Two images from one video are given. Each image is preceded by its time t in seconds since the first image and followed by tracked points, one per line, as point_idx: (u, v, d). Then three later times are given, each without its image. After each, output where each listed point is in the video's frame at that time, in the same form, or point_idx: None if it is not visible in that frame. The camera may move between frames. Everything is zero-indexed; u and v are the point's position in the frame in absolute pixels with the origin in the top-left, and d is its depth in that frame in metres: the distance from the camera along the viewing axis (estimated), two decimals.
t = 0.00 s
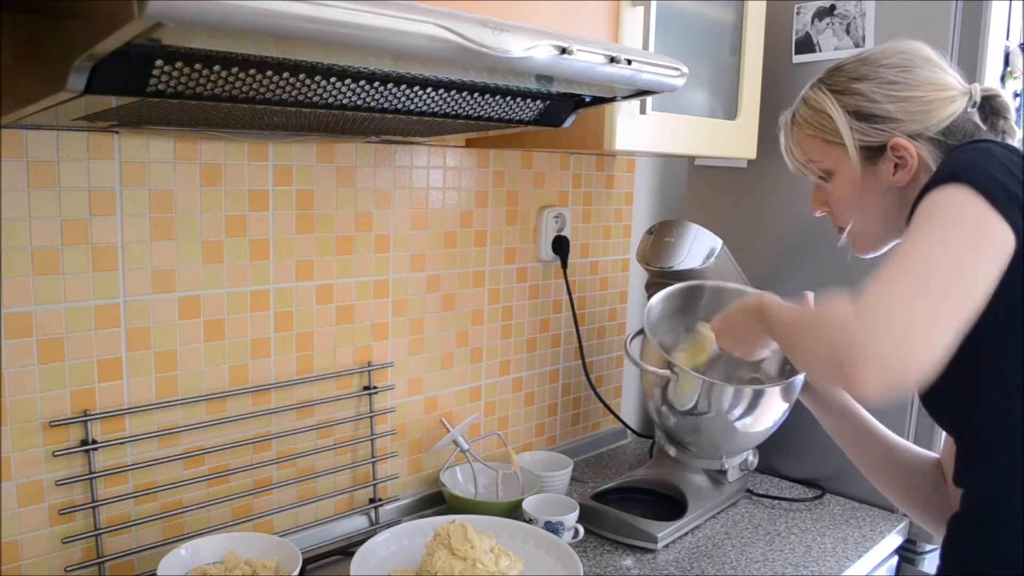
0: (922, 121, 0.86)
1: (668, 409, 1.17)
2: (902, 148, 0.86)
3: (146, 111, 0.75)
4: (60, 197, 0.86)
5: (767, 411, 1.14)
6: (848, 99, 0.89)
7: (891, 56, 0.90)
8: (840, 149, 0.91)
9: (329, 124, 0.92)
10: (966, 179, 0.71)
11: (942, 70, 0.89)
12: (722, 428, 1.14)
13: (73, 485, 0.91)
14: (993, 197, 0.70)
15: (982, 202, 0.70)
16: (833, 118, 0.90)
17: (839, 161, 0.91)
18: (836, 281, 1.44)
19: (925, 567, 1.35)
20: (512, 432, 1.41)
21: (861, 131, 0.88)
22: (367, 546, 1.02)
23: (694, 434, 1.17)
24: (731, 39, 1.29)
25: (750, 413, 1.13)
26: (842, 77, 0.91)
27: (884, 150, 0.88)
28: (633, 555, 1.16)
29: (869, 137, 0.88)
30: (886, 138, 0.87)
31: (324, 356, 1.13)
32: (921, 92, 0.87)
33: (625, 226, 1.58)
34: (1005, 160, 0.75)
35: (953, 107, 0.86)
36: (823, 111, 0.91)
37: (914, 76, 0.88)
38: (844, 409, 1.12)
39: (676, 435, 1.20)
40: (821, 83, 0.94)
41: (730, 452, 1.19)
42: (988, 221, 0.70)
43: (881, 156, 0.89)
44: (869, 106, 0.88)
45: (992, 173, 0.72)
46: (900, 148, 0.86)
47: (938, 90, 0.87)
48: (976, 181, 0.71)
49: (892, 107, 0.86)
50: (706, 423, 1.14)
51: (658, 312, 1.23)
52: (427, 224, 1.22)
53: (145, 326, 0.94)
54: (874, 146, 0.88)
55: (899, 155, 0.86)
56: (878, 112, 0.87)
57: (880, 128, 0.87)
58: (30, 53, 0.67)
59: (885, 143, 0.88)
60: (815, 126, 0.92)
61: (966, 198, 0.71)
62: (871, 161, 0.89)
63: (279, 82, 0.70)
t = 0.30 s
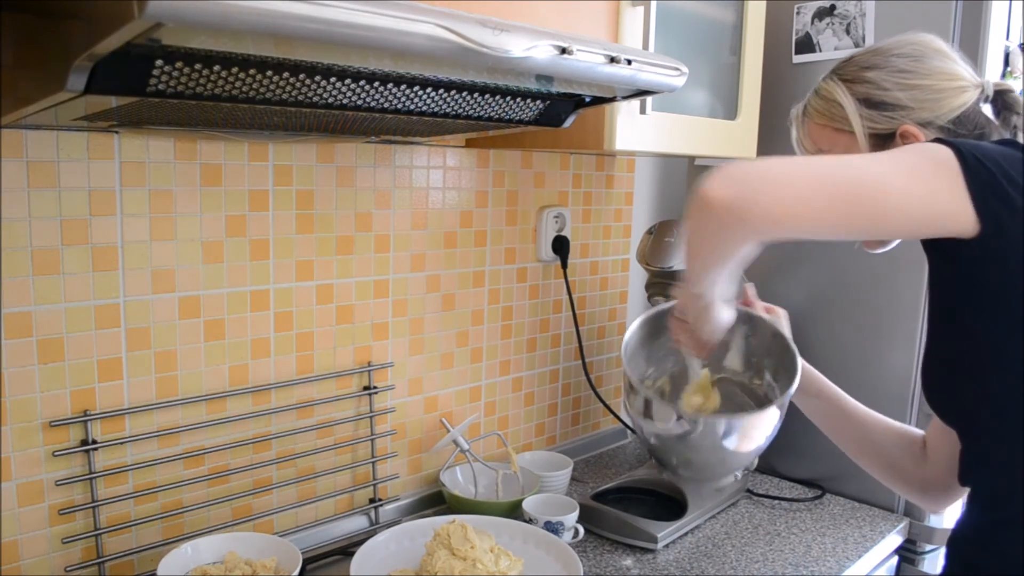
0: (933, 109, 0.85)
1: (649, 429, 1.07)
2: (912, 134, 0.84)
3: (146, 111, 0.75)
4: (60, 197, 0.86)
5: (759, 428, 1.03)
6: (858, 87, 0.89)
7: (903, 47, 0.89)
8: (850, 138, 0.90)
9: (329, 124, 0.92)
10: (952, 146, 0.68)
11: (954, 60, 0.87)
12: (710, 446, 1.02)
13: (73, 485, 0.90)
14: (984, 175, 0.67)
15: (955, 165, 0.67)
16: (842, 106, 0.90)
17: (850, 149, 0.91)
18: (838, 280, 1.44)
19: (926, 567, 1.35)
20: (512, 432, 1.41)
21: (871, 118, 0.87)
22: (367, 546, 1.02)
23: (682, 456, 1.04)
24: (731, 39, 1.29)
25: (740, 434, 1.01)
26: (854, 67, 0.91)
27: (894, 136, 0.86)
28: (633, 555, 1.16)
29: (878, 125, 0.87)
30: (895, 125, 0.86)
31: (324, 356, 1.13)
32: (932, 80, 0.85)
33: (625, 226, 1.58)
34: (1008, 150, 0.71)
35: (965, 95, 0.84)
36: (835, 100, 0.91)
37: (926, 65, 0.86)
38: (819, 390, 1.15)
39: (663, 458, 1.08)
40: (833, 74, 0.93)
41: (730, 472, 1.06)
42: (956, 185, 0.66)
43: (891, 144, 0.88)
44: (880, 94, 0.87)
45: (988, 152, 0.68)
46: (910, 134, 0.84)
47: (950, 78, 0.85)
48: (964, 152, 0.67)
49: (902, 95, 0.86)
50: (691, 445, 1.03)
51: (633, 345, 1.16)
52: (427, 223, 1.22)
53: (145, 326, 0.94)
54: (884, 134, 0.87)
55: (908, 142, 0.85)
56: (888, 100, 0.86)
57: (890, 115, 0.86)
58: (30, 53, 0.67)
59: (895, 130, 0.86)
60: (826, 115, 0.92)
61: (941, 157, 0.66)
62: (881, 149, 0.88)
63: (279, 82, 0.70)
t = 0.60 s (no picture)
0: (943, 103, 0.83)
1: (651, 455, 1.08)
2: (920, 129, 0.82)
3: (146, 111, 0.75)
4: (60, 197, 0.86)
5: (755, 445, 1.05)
6: (868, 80, 0.87)
7: (914, 42, 0.88)
8: (859, 132, 0.88)
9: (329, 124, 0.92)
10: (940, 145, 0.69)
11: (965, 57, 0.86)
12: (713, 466, 1.04)
13: (73, 485, 0.90)
14: (971, 172, 0.67)
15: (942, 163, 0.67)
16: (852, 99, 0.87)
17: (858, 144, 0.89)
18: (839, 280, 1.44)
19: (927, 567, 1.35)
20: (512, 432, 1.41)
21: (880, 112, 0.85)
22: (367, 546, 1.02)
23: (687, 477, 1.06)
24: (731, 38, 1.29)
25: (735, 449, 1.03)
26: (864, 61, 0.88)
27: (904, 131, 0.84)
28: (633, 555, 1.16)
29: (888, 119, 0.85)
30: (906, 119, 0.84)
31: (324, 356, 1.13)
32: (942, 75, 0.84)
33: (625, 226, 1.58)
34: (1007, 151, 0.70)
35: (975, 91, 0.83)
36: (843, 94, 0.89)
37: (937, 60, 0.85)
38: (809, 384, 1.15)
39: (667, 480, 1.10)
40: (842, 69, 0.91)
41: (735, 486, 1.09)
42: (938, 179, 0.67)
43: (899, 139, 0.86)
44: (890, 87, 0.85)
45: (982, 151, 0.68)
46: (918, 128, 0.83)
47: (960, 74, 0.84)
48: (950, 149, 0.68)
49: (912, 89, 0.84)
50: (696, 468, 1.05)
51: (625, 366, 1.21)
52: (427, 224, 1.22)
53: (145, 326, 0.94)
54: (893, 128, 0.85)
55: (918, 136, 0.83)
56: (898, 93, 0.84)
57: (900, 108, 0.84)
58: (30, 53, 0.67)
59: (904, 125, 0.84)
60: (834, 109, 0.90)
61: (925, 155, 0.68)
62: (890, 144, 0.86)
63: (279, 82, 0.70)
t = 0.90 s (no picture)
0: (944, 104, 0.83)
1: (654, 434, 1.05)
2: (922, 129, 0.82)
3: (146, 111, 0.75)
4: (61, 197, 0.86)
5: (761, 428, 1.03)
6: (869, 81, 0.86)
7: (914, 42, 0.87)
8: (860, 132, 0.88)
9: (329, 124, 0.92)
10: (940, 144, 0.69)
11: (964, 57, 0.86)
12: (716, 446, 1.01)
13: (73, 485, 0.90)
14: (972, 171, 0.67)
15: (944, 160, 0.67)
16: (853, 100, 0.87)
17: (860, 144, 0.88)
18: (839, 281, 1.44)
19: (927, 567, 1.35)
20: (512, 432, 1.41)
21: (882, 112, 0.85)
22: (367, 546, 1.02)
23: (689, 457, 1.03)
24: (731, 38, 1.29)
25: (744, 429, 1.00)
26: (864, 61, 0.88)
27: (905, 131, 0.84)
28: (633, 555, 1.16)
29: (890, 118, 0.85)
30: (907, 119, 0.84)
31: (324, 356, 1.13)
32: (943, 75, 0.84)
33: (625, 226, 1.58)
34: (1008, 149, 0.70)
35: (975, 91, 0.83)
36: (845, 94, 0.88)
37: (937, 60, 0.85)
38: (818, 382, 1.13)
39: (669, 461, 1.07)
40: (842, 69, 0.91)
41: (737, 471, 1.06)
42: (943, 179, 0.67)
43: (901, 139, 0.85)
44: (891, 87, 0.85)
45: (982, 148, 0.68)
46: (920, 129, 0.82)
47: (960, 74, 0.84)
48: (952, 149, 0.68)
49: (914, 89, 0.83)
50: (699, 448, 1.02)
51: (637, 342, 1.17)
52: (427, 223, 1.22)
53: (145, 326, 0.94)
54: (895, 128, 0.85)
55: (919, 136, 0.83)
56: (899, 93, 0.84)
57: (901, 108, 0.84)
58: (30, 54, 0.67)
59: (906, 125, 0.84)
60: (834, 109, 0.89)
61: (929, 154, 0.67)
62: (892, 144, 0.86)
63: (279, 82, 0.70)
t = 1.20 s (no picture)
0: (944, 105, 0.83)
1: (673, 424, 1.05)
2: (924, 131, 0.82)
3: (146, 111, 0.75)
4: (60, 197, 0.86)
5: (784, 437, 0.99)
6: (869, 83, 0.86)
7: (912, 45, 0.87)
8: (861, 135, 0.88)
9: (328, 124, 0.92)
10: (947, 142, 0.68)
11: (963, 60, 0.86)
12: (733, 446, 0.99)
13: (73, 485, 0.90)
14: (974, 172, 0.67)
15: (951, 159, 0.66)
16: (854, 102, 0.87)
17: (861, 146, 0.88)
18: (838, 281, 1.44)
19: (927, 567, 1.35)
20: (512, 432, 1.41)
21: (883, 115, 0.85)
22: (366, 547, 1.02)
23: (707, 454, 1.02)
24: (732, 38, 1.29)
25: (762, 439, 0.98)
26: (864, 64, 0.88)
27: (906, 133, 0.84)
28: (633, 555, 1.16)
29: (891, 121, 0.84)
30: (908, 121, 0.84)
31: (324, 356, 1.13)
32: (943, 77, 0.84)
33: (625, 226, 1.58)
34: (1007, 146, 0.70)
35: (974, 93, 0.83)
36: (845, 96, 0.88)
37: (937, 63, 0.85)
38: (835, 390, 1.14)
39: (682, 454, 1.06)
40: (842, 71, 0.90)
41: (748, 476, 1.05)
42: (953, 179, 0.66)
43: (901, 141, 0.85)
44: (892, 90, 0.84)
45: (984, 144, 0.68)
46: (922, 131, 0.82)
47: (960, 76, 0.84)
48: (958, 147, 0.67)
49: (915, 91, 0.83)
50: (716, 448, 1.00)
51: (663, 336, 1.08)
52: (427, 224, 1.22)
53: (145, 326, 0.94)
54: (897, 130, 0.85)
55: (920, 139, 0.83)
56: (900, 96, 0.84)
57: (903, 111, 0.84)
58: (30, 54, 0.67)
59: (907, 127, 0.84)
60: (835, 111, 0.89)
61: (937, 152, 0.66)
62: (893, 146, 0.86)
63: (279, 82, 0.70)
